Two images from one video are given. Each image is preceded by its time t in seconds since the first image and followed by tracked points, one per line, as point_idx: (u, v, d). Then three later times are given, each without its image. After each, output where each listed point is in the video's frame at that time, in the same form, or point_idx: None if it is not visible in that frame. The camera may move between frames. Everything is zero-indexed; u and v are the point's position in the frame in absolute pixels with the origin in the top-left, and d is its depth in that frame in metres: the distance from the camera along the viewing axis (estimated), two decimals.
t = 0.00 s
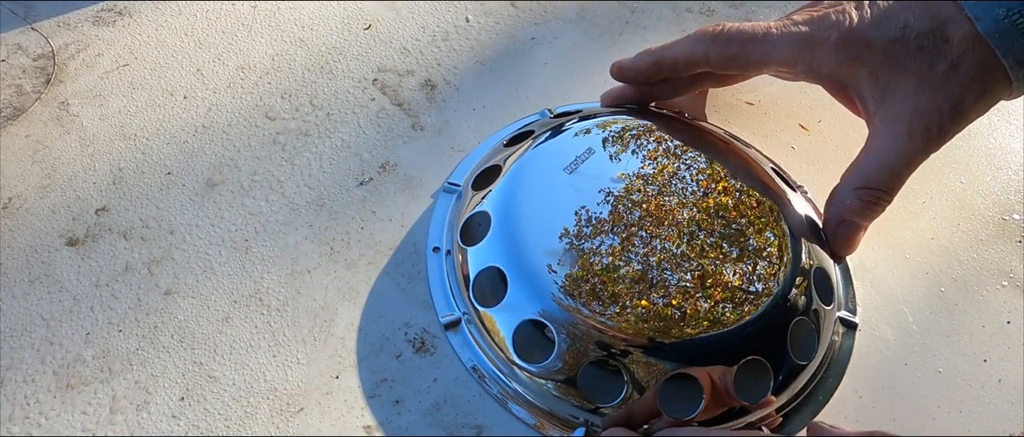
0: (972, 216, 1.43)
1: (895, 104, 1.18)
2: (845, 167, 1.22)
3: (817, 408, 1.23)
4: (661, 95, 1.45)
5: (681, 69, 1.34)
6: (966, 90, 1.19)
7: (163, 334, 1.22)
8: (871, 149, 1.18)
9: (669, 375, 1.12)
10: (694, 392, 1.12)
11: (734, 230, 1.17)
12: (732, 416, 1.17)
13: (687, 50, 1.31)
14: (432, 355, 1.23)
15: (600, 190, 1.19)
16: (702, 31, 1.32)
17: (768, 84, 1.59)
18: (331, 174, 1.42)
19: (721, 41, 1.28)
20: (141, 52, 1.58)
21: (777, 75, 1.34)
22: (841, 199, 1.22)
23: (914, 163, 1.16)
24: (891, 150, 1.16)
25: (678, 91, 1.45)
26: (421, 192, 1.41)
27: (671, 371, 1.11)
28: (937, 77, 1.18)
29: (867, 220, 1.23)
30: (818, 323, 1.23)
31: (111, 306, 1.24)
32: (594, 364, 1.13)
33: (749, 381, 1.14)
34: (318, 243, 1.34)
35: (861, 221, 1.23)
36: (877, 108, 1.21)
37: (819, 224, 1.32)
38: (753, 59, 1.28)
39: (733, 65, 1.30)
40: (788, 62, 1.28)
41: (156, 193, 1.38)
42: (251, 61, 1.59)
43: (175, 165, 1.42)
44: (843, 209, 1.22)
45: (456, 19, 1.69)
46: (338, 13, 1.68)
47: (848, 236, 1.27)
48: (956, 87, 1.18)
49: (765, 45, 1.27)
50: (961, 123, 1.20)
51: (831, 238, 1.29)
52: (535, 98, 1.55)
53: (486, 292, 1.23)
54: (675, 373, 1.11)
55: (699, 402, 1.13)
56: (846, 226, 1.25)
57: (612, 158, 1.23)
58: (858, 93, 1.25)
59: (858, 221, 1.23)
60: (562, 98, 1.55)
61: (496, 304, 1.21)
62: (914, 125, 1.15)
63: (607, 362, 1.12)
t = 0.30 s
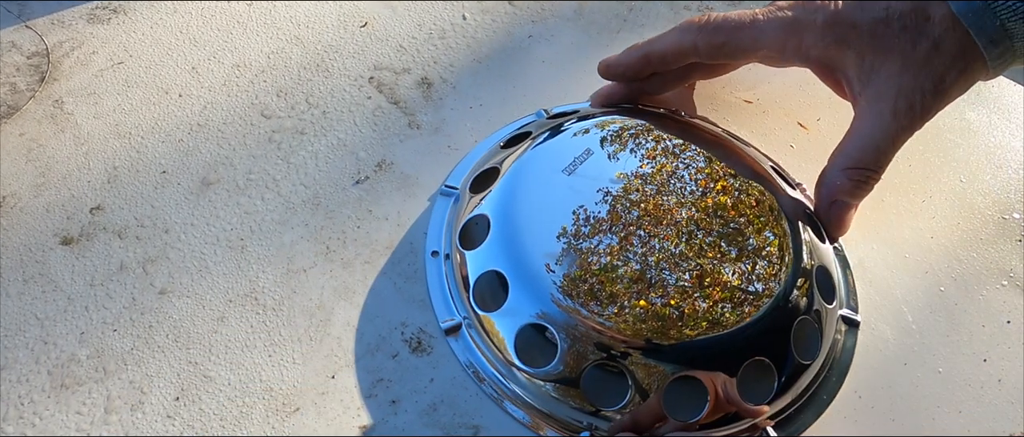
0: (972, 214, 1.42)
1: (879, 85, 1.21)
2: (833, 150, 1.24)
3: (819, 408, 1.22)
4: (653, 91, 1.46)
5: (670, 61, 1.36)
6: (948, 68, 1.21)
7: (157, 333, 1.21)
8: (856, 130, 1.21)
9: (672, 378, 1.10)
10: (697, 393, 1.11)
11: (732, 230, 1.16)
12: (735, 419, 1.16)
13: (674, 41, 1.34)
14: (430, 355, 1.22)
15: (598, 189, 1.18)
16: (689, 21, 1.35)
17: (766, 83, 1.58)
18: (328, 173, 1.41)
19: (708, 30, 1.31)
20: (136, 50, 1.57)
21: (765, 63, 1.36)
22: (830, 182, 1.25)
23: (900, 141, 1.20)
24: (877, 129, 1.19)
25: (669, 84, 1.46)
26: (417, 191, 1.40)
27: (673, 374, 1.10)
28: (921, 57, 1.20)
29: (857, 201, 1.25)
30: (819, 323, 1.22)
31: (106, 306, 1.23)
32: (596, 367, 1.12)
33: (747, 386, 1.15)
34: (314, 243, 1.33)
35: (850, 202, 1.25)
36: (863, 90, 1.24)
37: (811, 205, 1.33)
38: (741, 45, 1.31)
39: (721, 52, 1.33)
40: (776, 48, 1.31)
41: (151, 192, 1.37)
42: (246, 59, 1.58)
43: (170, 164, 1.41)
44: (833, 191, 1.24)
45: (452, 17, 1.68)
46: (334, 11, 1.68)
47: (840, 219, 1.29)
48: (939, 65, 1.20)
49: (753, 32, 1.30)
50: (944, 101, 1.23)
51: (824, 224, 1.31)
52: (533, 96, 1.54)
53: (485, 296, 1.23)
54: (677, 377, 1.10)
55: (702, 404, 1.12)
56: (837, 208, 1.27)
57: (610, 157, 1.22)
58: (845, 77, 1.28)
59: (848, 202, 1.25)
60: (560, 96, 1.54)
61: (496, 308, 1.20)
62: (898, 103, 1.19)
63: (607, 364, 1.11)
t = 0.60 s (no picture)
0: (972, 213, 1.41)
1: (879, 84, 1.20)
2: (833, 149, 1.23)
3: (819, 407, 1.21)
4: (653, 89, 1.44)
5: (669, 59, 1.35)
6: (949, 67, 1.20)
7: (152, 333, 1.21)
8: (856, 130, 1.20)
9: (670, 377, 1.09)
10: (694, 392, 1.10)
11: (731, 228, 1.15)
12: (733, 419, 1.15)
13: (673, 40, 1.33)
14: (426, 355, 1.21)
15: (596, 188, 1.17)
16: (688, 19, 1.35)
17: (765, 80, 1.57)
18: (323, 172, 1.40)
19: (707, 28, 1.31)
20: (130, 48, 1.56)
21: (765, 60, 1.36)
22: (830, 181, 1.24)
23: (901, 141, 1.19)
24: (877, 128, 1.18)
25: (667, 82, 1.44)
26: (414, 189, 1.39)
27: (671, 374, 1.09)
28: (921, 55, 1.19)
29: (858, 201, 1.24)
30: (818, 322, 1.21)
31: (100, 305, 1.23)
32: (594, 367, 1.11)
33: (746, 386, 1.14)
34: (310, 242, 1.32)
35: (850, 202, 1.24)
36: (863, 89, 1.23)
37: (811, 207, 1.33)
38: (741, 43, 1.32)
39: (720, 50, 1.32)
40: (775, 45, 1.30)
41: (146, 190, 1.36)
42: (241, 57, 1.57)
43: (164, 162, 1.40)
44: (834, 190, 1.24)
45: (449, 14, 1.67)
46: (330, 8, 1.67)
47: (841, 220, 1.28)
48: (939, 64, 1.19)
49: (752, 29, 1.30)
50: (945, 100, 1.22)
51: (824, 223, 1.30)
52: (530, 94, 1.53)
53: (482, 294, 1.21)
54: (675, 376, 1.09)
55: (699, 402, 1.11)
56: (838, 207, 1.26)
57: (608, 156, 1.21)
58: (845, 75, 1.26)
59: (849, 202, 1.25)
60: (557, 94, 1.54)
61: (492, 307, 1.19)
62: (899, 102, 1.18)
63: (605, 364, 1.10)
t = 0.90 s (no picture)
0: (972, 212, 1.40)
1: (877, 82, 1.20)
2: (831, 147, 1.22)
3: (817, 407, 1.20)
4: (650, 86, 1.43)
5: (666, 56, 1.34)
6: (947, 64, 1.19)
7: (146, 333, 1.20)
8: (854, 127, 1.20)
9: (667, 377, 1.09)
10: (693, 391, 1.10)
11: (731, 229, 1.15)
12: (732, 419, 1.14)
13: (671, 35, 1.32)
14: (423, 354, 1.20)
15: (596, 189, 1.16)
16: (685, 16, 1.34)
17: (763, 79, 1.56)
18: (319, 170, 1.39)
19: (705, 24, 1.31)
20: (124, 46, 1.55)
21: (762, 58, 1.35)
22: (829, 179, 1.22)
23: (900, 138, 1.18)
24: (875, 125, 1.17)
25: (663, 79, 1.43)
26: (410, 188, 1.38)
27: (669, 374, 1.08)
28: (919, 54, 1.19)
29: (855, 199, 1.23)
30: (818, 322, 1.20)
31: (94, 305, 1.22)
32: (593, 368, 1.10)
33: (745, 386, 1.13)
34: (305, 240, 1.31)
35: (849, 200, 1.23)
36: (861, 87, 1.22)
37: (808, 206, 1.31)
38: (738, 39, 1.31)
39: (718, 46, 1.32)
40: (773, 42, 1.30)
41: (140, 189, 1.35)
42: (236, 55, 1.56)
43: (159, 160, 1.39)
44: (832, 188, 1.22)
45: (445, 12, 1.66)
46: (325, 6, 1.66)
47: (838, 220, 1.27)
48: (938, 62, 1.19)
49: (750, 25, 1.30)
50: (943, 98, 1.22)
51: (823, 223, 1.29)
52: (527, 93, 1.52)
53: (479, 294, 1.20)
54: (674, 376, 1.08)
55: (698, 402, 1.11)
56: (835, 206, 1.25)
57: (607, 156, 1.21)
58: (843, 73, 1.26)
59: (847, 200, 1.23)
60: (554, 92, 1.53)
61: (489, 308, 1.17)
62: (897, 98, 1.17)
63: (603, 364, 1.09)
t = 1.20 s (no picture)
0: (972, 211, 1.39)
1: (875, 78, 1.19)
2: (829, 144, 1.21)
3: (816, 407, 1.19)
4: (645, 83, 1.42)
5: (663, 52, 1.33)
6: (945, 61, 1.18)
7: (141, 332, 1.19)
8: (852, 124, 1.19)
9: (664, 377, 1.08)
10: (692, 392, 1.09)
11: (727, 226, 1.13)
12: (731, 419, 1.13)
13: (668, 31, 1.32)
14: (419, 354, 1.20)
15: (591, 185, 1.15)
16: (681, 13, 1.33)
17: (761, 77, 1.55)
18: (314, 169, 1.39)
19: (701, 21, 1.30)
20: (118, 43, 1.54)
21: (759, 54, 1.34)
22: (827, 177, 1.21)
23: (898, 135, 1.17)
24: (873, 123, 1.16)
25: (660, 76, 1.42)
26: (406, 187, 1.37)
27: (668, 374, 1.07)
28: (917, 50, 1.18)
29: (853, 196, 1.22)
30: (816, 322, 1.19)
31: (88, 304, 1.21)
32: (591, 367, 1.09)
33: (744, 387, 1.12)
34: (301, 239, 1.30)
35: (846, 197, 1.22)
36: (859, 84, 1.21)
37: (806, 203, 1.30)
38: (736, 35, 1.30)
39: (715, 42, 1.31)
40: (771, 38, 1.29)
41: (134, 187, 1.34)
42: (231, 52, 1.55)
43: (153, 159, 1.38)
44: (829, 186, 1.21)
45: (442, 9, 1.65)
46: (321, 4, 1.65)
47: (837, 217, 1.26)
48: (936, 58, 1.18)
49: (748, 22, 1.29)
50: (941, 94, 1.21)
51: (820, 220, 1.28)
52: (524, 91, 1.51)
53: (474, 293, 1.19)
54: (673, 376, 1.08)
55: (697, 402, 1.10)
56: (833, 204, 1.24)
57: (602, 152, 1.20)
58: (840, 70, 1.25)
59: (845, 197, 1.22)
60: (551, 90, 1.52)
61: (485, 306, 1.17)
62: (895, 95, 1.16)
63: (601, 364, 1.09)
